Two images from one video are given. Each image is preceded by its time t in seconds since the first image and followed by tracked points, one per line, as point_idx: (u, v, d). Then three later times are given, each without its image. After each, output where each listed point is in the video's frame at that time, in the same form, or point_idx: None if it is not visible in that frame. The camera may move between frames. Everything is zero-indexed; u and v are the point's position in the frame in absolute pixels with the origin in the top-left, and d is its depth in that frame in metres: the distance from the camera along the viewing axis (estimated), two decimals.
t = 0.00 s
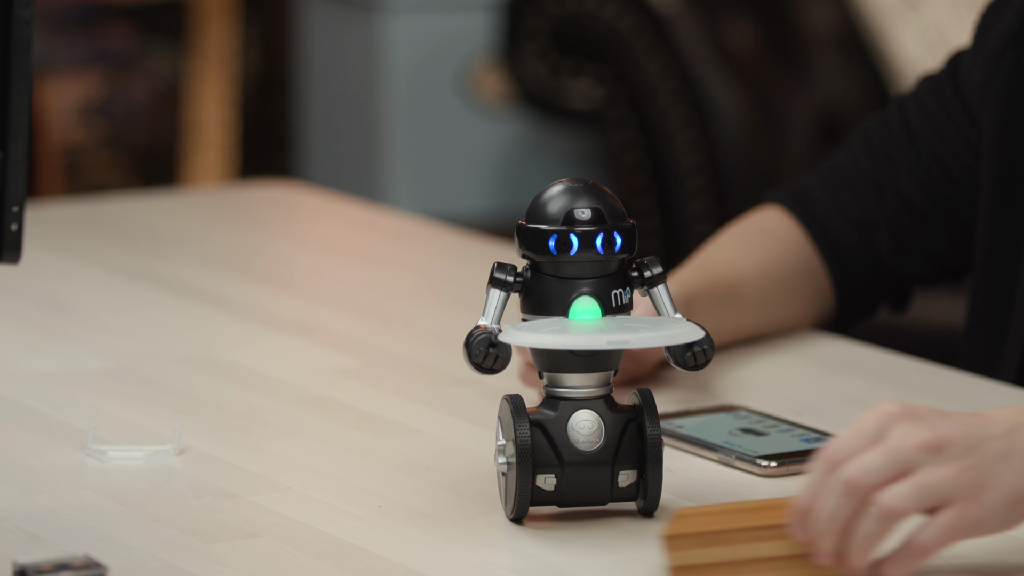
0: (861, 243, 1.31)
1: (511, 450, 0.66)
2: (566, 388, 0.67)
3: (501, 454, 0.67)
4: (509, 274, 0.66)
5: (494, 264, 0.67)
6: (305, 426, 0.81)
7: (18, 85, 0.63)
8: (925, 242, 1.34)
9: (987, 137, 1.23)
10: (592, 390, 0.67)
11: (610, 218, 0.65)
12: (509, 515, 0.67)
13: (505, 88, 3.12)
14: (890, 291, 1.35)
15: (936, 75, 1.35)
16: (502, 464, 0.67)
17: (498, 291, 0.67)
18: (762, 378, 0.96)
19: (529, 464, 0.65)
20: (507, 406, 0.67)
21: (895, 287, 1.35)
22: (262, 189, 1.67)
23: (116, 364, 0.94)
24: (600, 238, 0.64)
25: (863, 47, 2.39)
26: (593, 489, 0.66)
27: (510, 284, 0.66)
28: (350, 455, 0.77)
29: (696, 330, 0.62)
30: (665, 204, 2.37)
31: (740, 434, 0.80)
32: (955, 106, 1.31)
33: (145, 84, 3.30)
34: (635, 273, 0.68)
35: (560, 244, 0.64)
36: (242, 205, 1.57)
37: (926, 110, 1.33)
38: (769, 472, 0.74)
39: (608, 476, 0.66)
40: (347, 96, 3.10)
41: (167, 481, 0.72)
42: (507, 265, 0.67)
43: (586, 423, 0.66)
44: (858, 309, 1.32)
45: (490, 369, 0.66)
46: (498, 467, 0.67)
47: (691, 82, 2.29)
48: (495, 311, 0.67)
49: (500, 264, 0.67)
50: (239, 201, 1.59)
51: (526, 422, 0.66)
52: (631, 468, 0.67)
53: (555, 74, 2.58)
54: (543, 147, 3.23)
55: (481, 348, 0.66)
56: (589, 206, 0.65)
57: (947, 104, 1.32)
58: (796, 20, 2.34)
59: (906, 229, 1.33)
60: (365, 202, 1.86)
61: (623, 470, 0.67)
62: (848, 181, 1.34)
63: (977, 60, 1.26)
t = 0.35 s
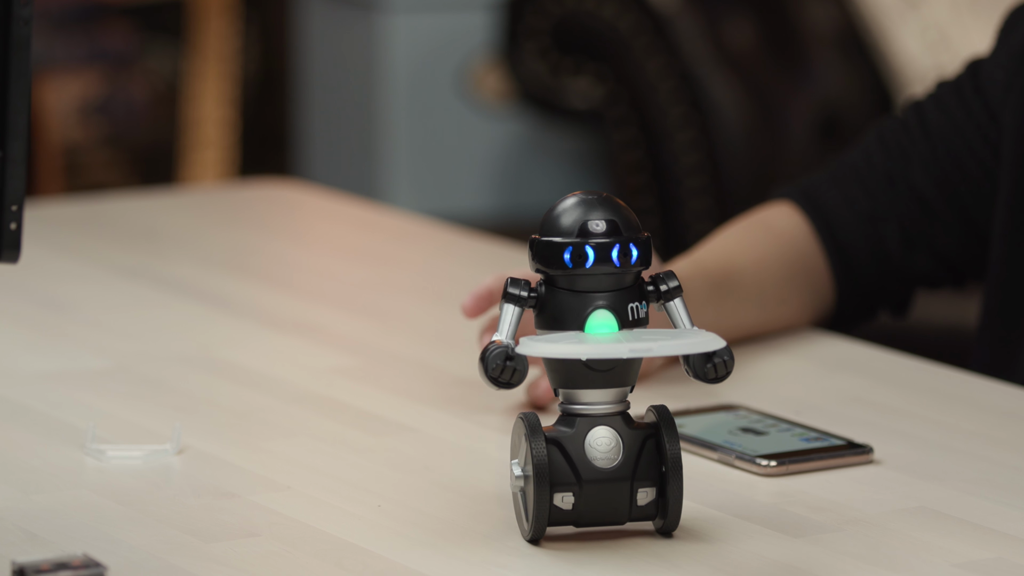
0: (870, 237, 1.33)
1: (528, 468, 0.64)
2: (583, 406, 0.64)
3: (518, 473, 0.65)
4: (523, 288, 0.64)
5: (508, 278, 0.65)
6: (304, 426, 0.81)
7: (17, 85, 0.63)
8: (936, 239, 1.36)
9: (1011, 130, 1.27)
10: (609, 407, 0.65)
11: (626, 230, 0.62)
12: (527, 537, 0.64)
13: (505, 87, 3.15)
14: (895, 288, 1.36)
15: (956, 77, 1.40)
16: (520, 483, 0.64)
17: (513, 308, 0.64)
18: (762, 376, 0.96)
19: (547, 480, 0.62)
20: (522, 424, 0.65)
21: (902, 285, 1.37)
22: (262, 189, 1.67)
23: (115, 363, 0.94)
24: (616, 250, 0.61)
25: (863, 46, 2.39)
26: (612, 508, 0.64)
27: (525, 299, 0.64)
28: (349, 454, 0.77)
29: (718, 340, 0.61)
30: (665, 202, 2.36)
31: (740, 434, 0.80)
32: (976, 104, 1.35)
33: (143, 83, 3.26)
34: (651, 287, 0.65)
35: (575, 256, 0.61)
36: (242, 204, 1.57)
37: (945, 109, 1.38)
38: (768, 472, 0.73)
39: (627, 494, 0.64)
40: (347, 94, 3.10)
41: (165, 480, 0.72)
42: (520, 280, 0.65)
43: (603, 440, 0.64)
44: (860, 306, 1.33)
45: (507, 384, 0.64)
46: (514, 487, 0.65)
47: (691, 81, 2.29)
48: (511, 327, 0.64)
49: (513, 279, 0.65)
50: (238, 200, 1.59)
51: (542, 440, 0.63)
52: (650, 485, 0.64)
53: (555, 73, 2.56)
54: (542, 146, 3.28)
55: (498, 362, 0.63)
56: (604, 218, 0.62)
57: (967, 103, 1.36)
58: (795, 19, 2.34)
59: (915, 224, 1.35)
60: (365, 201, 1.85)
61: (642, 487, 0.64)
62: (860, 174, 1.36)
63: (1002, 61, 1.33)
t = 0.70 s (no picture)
0: (879, 221, 1.33)
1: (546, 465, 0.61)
2: (601, 402, 0.62)
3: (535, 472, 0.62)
4: (539, 282, 0.62)
5: (523, 273, 0.63)
6: (301, 402, 0.81)
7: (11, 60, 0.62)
8: (945, 224, 1.36)
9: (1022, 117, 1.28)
10: (628, 403, 0.62)
11: (644, 221, 0.61)
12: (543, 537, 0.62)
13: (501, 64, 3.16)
14: (904, 273, 1.36)
15: (968, 66, 1.40)
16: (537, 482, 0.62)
17: (529, 302, 0.62)
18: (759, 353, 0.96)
19: (565, 478, 0.60)
20: (540, 422, 0.63)
21: (911, 270, 1.36)
22: (257, 166, 1.66)
23: (111, 340, 0.93)
24: (634, 242, 0.60)
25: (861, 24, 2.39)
26: (632, 506, 0.61)
27: (542, 293, 0.62)
28: (346, 431, 0.76)
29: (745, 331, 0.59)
30: (664, 180, 2.38)
31: (737, 410, 0.80)
32: (988, 94, 1.36)
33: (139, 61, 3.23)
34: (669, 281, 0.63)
35: (593, 249, 0.60)
36: (237, 182, 1.56)
37: (957, 97, 1.38)
38: (766, 448, 0.73)
39: (647, 492, 0.61)
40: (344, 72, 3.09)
41: (161, 456, 0.72)
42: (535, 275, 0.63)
43: (622, 437, 0.61)
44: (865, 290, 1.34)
45: (526, 379, 0.61)
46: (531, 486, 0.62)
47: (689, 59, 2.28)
48: (528, 322, 0.62)
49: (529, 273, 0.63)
50: (234, 177, 1.59)
51: (561, 436, 0.61)
52: (671, 482, 0.62)
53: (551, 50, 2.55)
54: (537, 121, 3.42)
55: (516, 356, 0.60)
56: (621, 209, 0.61)
57: (979, 92, 1.37)
58: None
59: (926, 209, 1.35)
60: (359, 176, 1.84)
61: (663, 484, 0.62)
62: (870, 160, 1.37)
63: (1013, 51, 1.33)
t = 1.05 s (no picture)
0: (843, 147, 1.37)
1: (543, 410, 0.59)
2: (598, 345, 0.60)
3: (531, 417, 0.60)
4: (535, 224, 0.60)
5: (519, 214, 0.61)
6: (277, 329, 0.80)
7: None
8: (908, 148, 1.40)
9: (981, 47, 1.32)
10: (625, 347, 0.60)
11: (643, 161, 0.59)
12: (538, 483, 0.60)
13: None
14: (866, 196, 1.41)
15: None
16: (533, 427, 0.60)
17: (525, 244, 0.61)
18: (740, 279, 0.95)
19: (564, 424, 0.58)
20: (537, 365, 0.60)
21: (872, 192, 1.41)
22: (237, 93, 1.64)
23: (86, 267, 0.92)
24: (633, 183, 0.58)
25: None
26: (630, 454, 0.60)
27: (538, 235, 0.60)
28: (322, 358, 0.76)
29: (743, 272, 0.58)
30: (642, 107, 2.28)
31: (714, 337, 0.79)
32: (948, 17, 1.40)
33: None
34: (667, 223, 0.62)
35: (591, 189, 0.58)
36: (219, 109, 1.55)
37: (916, 19, 1.41)
38: (744, 374, 0.73)
39: (645, 439, 0.59)
40: None
41: (138, 384, 0.71)
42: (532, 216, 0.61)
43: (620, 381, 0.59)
44: (831, 212, 1.39)
45: (523, 321, 0.60)
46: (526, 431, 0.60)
47: None
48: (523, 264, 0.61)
49: (526, 214, 0.62)
50: (215, 104, 1.57)
51: (559, 380, 0.59)
52: (670, 428, 0.60)
53: None
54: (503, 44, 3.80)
55: (512, 300, 0.59)
56: (620, 148, 0.59)
57: (938, 15, 1.40)
58: None
59: (889, 134, 1.39)
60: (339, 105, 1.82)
61: (662, 431, 0.60)
62: (832, 84, 1.38)
63: None
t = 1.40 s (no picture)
0: (735, 124, 1.40)
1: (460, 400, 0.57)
2: (517, 333, 0.58)
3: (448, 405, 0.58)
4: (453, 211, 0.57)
5: (437, 201, 0.57)
6: (185, 309, 0.79)
7: None
8: (794, 124, 1.46)
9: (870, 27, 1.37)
10: (543, 335, 0.58)
11: (562, 146, 0.56)
12: (454, 473, 0.58)
13: None
14: (756, 170, 1.45)
15: None
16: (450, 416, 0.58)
17: (442, 232, 0.57)
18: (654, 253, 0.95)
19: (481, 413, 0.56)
20: (453, 353, 0.58)
21: (762, 166, 1.45)
22: (142, 73, 1.61)
23: None
24: (552, 169, 0.55)
25: None
26: (548, 443, 0.58)
27: (456, 223, 0.57)
28: (229, 337, 0.75)
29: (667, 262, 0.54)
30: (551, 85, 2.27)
31: (621, 315, 0.80)
32: None
33: None
34: (585, 209, 0.59)
35: (509, 176, 0.55)
36: (127, 89, 1.52)
37: None
38: (648, 351, 0.73)
39: (563, 428, 0.58)
40: None
41: (41, 364, 0.70)
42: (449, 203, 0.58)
43: (538, 370, 0.57)
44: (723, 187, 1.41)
45: (443, 311, 0.56)
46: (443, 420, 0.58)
47: None
48: (442, 252, 0.57)
49: (442, 201, 0.58)
50: (121, 84, 1.54)
51: (476, 369, 0.57)
52: (588, 418, 0.58)
53: None
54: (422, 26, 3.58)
55: (431, 289, 0.55)
56: (539, 132, 0.55)
57: None
58: None
59: (777, 110, 1.44)
60: (254, 86, 1.78)
61: (580, 420, 0.58)
62: (724, 61, 1.40)
63: None
